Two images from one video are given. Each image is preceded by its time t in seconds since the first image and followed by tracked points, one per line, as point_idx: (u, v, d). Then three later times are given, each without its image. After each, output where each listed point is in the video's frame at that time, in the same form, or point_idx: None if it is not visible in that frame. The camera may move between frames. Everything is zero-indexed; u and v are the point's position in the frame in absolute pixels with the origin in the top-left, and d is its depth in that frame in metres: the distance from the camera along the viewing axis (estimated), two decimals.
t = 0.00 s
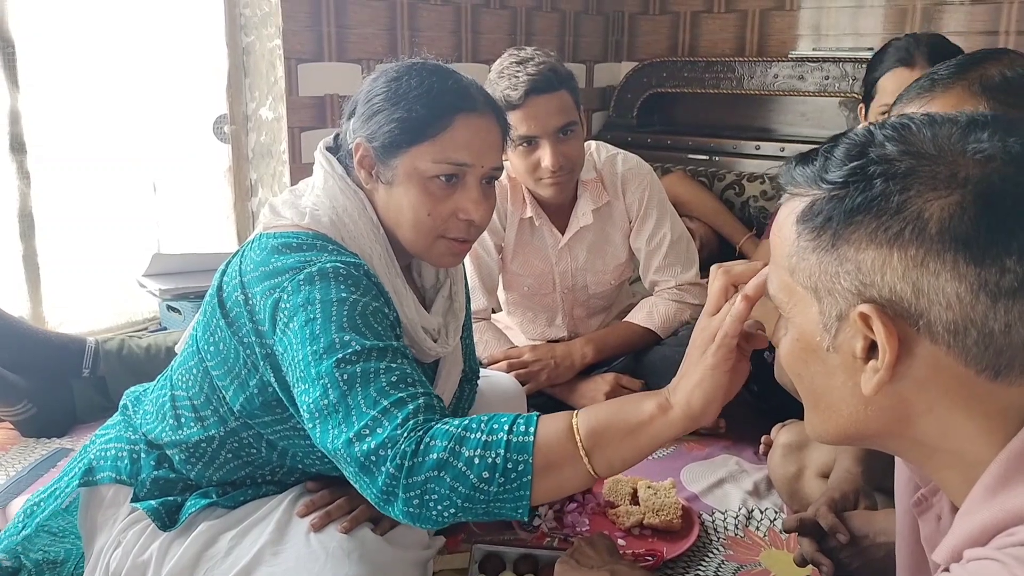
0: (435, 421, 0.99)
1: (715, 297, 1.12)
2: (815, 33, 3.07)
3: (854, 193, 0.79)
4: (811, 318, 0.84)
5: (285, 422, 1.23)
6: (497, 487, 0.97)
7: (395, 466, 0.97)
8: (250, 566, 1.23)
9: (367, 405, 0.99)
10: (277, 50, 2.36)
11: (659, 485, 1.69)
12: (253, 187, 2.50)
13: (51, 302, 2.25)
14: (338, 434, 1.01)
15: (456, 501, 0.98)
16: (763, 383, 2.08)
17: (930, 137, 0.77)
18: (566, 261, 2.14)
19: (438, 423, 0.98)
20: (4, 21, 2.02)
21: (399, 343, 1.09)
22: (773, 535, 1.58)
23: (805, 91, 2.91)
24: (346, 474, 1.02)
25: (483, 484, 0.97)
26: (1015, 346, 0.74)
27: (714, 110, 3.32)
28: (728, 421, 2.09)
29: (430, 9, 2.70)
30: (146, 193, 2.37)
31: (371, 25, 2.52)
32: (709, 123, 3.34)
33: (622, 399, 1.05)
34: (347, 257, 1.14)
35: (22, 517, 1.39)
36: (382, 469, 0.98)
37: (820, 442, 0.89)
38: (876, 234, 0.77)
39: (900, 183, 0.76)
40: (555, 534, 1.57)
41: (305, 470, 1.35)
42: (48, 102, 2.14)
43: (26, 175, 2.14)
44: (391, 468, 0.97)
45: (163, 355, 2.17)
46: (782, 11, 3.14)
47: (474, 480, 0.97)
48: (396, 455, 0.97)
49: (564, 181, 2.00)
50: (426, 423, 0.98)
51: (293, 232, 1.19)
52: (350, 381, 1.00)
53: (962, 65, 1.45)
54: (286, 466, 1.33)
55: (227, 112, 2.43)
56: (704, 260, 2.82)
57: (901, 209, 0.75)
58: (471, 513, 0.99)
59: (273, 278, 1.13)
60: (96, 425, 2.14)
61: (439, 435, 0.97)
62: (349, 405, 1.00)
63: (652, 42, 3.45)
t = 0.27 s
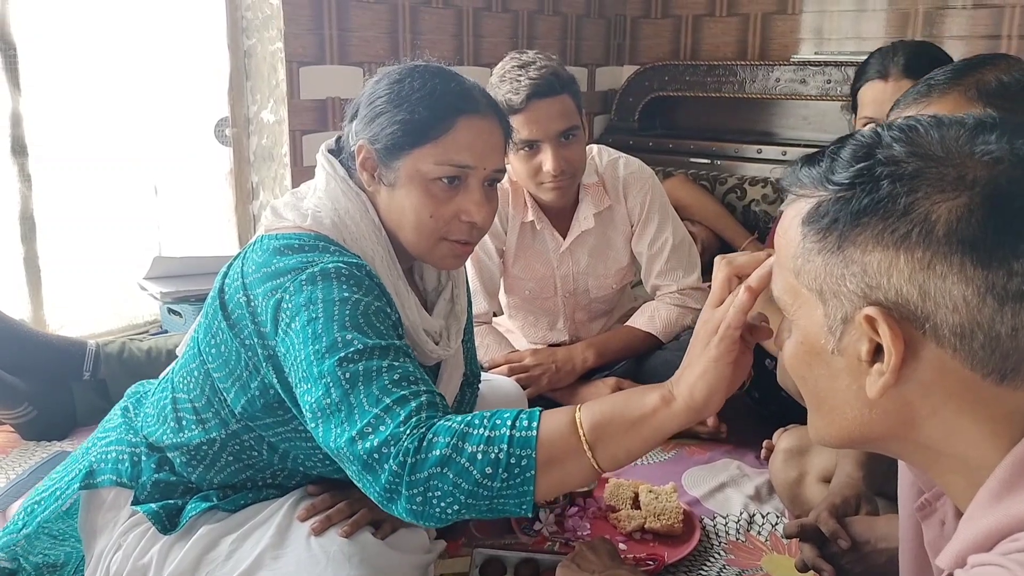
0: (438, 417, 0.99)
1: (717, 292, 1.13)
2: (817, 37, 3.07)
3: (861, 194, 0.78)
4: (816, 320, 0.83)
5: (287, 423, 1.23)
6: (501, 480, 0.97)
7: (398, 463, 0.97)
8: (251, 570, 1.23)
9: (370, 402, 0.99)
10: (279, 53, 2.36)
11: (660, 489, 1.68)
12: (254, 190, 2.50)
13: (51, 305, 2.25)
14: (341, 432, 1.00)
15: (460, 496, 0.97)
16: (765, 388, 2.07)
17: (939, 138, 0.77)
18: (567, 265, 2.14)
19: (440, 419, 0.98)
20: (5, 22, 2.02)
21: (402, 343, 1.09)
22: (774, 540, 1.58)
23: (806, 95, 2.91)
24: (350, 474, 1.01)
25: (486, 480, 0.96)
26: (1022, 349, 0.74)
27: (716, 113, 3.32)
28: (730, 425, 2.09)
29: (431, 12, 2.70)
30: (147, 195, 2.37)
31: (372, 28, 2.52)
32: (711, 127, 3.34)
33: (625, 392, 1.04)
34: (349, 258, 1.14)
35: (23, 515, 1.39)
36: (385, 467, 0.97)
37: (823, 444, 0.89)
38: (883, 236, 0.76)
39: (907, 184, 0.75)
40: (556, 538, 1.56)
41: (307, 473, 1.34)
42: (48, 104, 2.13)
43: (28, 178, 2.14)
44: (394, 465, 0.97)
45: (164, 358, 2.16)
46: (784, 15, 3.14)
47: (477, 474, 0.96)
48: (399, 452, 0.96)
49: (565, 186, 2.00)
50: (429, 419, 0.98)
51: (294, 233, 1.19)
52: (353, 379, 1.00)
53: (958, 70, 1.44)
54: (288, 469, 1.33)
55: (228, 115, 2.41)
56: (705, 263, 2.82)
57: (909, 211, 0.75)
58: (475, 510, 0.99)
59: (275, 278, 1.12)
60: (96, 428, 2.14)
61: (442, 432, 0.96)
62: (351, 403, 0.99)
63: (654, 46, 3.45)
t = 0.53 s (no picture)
0: (422, 431, 0.99)
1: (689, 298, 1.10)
2: (817, 37, 3.06)
3: (858, 192, 0.78)
4: (814, 319, 0.83)
5: (282, 423, 1.23)
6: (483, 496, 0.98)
7: (379, 475, 0.96)
8: (248, 571, 1.23)
9: (356, 410, 0.98)
10: (278, 52, 2.36)
11: (659, 490, 1.67)
12: (253, 190, 2.48)
13: (50, 304, 2.26)
14: (324, 439, 1.00)
15: (442, 510, 0.98)
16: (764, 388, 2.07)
17: (937, 137, 0.76)
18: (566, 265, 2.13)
19: (424, 433, 0.98)
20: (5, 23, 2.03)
21: (393, 349, 1.09)
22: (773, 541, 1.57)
23: (806, 95, 2.90)
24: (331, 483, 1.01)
25: (466, 495, 0.97)
26: (1019, 349, 0.73)
27: (716, 114, 3.31)
28: (729, 426, 2.09)
29: (431, 11, 2.69)
30: (146, 195, 2.37)
31: (372, 27, 2.52)
32: (711, 127, 3.33)
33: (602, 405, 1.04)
34: (344, 258, 1.13)
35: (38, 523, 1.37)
36: (366, 478, 0.97)
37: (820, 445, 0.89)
38: (880, 234, 0.76)
39: (905, 182, 0.75)
40: (554, 539, 1.56)
41: (304, 472, 1.34)
42: (47, 103, 2.14)
43: (26, 178, 2.14)
44: (375, 477, 0.96)
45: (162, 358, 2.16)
46: (784, 15, 3.13)
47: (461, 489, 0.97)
48: (381, 463, 0.96)
49: (565, 187, 2.00)
50: (413, 433, 0.98)
51: (289, 231, 1.18)
52: (340, 385, 0.99)
53: (948, 78, 1.43)
54: (283, 468, 1.33)
55: (228, 114, 2.42)
56: (705, 264, 2.81)
57: (906, 209, 0.74)
58: (453, 523, 0.99)
59: (269, 275, 1.12)
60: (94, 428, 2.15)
61: (425, 446, 0.97)
62: (337, 410, 0.99)
63: (654, 46, 3.45)
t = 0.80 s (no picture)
0: (384, 460, 1.04)
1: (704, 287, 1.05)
2: (814, 37, 3.07)
3: (852, 188, 0.78)
4: (810, 317, 0.83)
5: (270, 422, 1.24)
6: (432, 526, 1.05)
7: (338, 500, 1.01)
8: (247, 571, 1.23)
9: (323, 434, 1.02)
10: (275, 52, 2.35)
11: (655, 488, 1.68)
12: (251, 189, 2.49)
13: (47, 304, 2.26)
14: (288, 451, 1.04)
15: (394, 537, 1.05)
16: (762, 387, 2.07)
17: (929, 133, 0.77)
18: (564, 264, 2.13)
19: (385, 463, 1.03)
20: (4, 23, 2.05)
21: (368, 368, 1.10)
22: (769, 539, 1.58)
23: (804, 94, 2.91)
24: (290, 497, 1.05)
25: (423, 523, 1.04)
26: (1014, 343, 0.74)
27: (713, 113, 3.32)
28: (726, 424, 2.09)
29: (428, 11, 2.70)
30: (143, 195, 2.37)
31: (369, 27, 2.52)
32: (708, 127, 3.34)
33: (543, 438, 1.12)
34: (328, 259, 1.13)
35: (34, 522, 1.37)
36: (325, 500, 1.02)
37: (819, 445, 0.89)
38: (875, 229, 0.76)
39: (898, 178, 0.76)
40: (551, 537, 1.56)
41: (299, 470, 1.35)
42: (45, 102, 2.14)
43: (23, 178, 2.14)
44: (333, 502, 1.01)
45: (160, 357, 2.16)
46: (781, 14, 3.14)
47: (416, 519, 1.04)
48: (339, 490, 1.01)
49: (560, 186, 1.99)
50: (375, 462, 1.03)
51: (275, 223, 1.18)
52: (310, 404, 1.02)
53: (949, 71, 1.44)
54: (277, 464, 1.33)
55: (225, 114, 2.42)
56: (702, 263, 2.82)
57: (901, 204, 0.75)
58: (402, 546, 1.06)
59: (252, 270, 1.12)
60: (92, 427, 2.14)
61: (385, 477, 1.02)
62: (305, 425, 1.02)
63: (651, 45, 3.45)
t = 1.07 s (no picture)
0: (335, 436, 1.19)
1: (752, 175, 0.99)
2: (812, 34, 3.07)
3: (883, 181, 0.74)
4: (824, 307, 0.81)
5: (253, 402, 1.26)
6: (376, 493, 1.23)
7: (298, 463, 1.14)
8: (244, 565, 1.24)
9: (282, 402, 1.13)
10: (273, 51, 2.34)
11: (654, 486, 1.68)
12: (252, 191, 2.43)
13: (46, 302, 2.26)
14: (248, 410, 1.13)
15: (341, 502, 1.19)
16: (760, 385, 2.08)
17: (968, 125, 0.72)
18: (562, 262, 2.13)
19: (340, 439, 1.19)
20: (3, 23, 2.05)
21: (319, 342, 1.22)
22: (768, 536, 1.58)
23: (801, 92, 2.91)
24: (243, 460, 1.15)
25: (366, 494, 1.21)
26: None
27: (711, 111, 3.32)
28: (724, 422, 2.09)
29: (426, 9, 2.70)
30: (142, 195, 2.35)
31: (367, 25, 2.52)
32: (707, 125, 3.34)
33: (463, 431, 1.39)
34: (281, 227, 1.20)
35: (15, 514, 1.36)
36: (283, 461, 1.14)
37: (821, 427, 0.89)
38: (904, 228, 0.73)
39: (933, 175, 0.71)
40: (549, 535, 1.56)
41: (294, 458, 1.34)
42: (43, 101, 2.14)
43: (21, 176, 2.15)
44: (292, 466, 1.14)
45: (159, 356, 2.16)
46: (779, 12, 3.14)
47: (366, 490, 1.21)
48: (301, 456, 1.14)
49: (557, 183, 1.99)
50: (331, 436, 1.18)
51: (236, 193, 1.25)
52: (271, 370, 1.13)
53: (951, 70, 1.47)
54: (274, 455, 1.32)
55: (223, 113, 2.43)
56: (700, 260, 2.83)
57: (935, 204, 0.71)
58: (342, 513, 1.21)
59: (213, 237, 1.19)
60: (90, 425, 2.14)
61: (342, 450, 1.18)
62: (265, 389, 1.13)
63: (649, 43, 3.45)
